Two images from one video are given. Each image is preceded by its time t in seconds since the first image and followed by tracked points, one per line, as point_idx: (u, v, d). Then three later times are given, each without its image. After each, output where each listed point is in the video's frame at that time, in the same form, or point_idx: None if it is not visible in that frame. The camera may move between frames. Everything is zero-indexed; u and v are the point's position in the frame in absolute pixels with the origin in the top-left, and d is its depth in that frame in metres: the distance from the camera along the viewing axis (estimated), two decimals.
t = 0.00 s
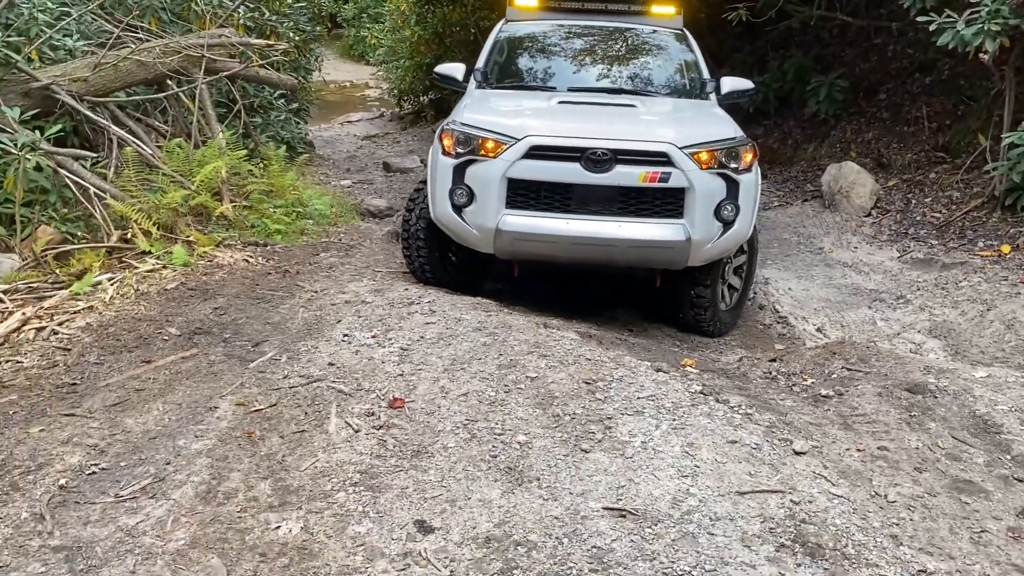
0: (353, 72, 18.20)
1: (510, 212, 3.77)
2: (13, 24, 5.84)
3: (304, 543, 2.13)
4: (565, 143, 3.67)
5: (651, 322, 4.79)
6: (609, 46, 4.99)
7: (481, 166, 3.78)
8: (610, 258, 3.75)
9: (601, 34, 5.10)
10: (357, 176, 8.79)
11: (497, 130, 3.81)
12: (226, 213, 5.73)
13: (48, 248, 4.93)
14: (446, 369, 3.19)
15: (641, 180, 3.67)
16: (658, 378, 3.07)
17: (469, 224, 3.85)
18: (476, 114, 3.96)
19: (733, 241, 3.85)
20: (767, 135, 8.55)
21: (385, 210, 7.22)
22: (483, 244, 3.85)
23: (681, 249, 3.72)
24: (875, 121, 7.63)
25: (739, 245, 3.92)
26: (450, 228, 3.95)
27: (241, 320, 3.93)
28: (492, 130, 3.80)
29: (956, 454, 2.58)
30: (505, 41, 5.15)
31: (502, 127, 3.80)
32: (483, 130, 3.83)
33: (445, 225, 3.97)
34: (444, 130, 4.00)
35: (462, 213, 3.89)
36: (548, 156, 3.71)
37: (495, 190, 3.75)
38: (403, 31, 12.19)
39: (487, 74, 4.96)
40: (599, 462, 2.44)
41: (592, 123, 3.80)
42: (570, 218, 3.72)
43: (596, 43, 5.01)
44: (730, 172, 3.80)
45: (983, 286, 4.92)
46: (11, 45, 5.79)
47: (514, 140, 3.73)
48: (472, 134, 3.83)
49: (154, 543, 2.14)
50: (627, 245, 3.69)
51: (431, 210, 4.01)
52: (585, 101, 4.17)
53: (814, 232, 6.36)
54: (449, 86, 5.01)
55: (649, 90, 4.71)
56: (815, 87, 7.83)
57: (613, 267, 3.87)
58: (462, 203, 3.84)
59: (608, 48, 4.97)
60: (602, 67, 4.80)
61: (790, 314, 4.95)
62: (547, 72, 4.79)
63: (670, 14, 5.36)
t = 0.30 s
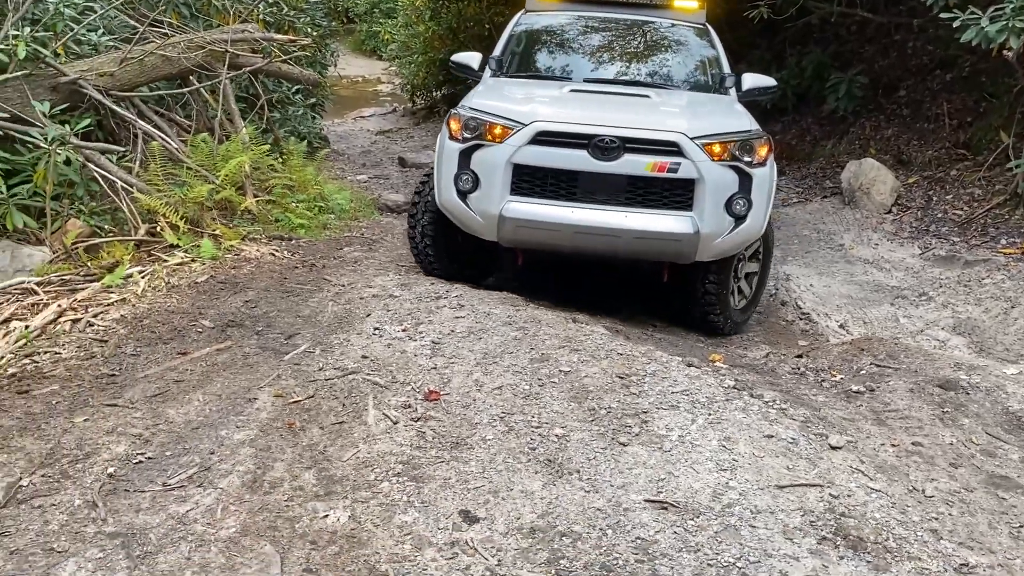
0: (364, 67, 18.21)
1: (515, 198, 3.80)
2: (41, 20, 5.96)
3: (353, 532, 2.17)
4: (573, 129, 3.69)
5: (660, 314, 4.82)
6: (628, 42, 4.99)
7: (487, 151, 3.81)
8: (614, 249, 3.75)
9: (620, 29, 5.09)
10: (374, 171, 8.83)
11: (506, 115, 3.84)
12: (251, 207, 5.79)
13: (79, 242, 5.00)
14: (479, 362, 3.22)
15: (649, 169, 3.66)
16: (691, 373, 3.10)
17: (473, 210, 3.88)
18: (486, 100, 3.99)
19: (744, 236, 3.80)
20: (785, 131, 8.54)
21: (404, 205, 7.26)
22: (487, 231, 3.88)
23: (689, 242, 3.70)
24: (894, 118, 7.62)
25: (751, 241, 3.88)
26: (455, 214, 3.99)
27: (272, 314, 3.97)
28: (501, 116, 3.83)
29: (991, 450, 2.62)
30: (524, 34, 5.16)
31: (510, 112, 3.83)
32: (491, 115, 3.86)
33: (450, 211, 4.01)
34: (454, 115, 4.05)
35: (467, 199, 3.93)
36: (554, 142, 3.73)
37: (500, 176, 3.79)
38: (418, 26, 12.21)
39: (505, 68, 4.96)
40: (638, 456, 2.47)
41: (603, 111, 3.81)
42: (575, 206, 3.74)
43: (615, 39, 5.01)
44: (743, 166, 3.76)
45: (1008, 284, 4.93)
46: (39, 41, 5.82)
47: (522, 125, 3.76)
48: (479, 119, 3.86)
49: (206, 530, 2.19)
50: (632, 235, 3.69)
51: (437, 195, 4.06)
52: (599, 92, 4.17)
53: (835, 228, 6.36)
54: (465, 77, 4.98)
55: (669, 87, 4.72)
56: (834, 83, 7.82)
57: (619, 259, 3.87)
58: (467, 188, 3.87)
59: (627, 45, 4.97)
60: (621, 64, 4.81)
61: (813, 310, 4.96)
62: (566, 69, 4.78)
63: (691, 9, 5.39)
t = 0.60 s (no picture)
0: (373, 67, 18.29)
1: (509, 190, 3.75)
2: (60, 22, 6.02)
3: (386, 526, 2.22)
4: (570, 120, 3.63)
5: (658, 313, 4.77)
6: (638, 44, 4.78)
7: (483, 140, 3.76)
8: (607, 245, 3.67)
9: (631, 30, 4.89)
10: (385, 170, 8.87)
11: (504, 104, 3.79)
12: (269, 208, 5.85)
13: (100, 241, 5.05)
14: (501, 361, 3.26)
15: (648, 164, 3.57)
16: (712, 372, 3.14)
17: (466, 201, 3.84)
18: (486, 89, 3.94)
19: (744, 239, 3.69)
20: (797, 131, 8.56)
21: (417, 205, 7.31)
22: (479, 222, 3.83)
23: (685, 241, 3.60)
24: (907, 118, 7.63)
25: (752, 245, 3.76)
26: (450, 204, 3.94)
27: (294, 313, 4.02)
28: (499, 106, 3.78)
29: (1012, 448, 2.65)
30: (533, 36, 5.01)
31: (509, 102, 3.78)
32: (490, 104, 3.81)
33: (445, 201, 3.96)
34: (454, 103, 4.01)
35: (462, 189, 3.88)
36: (551, 133, 3.67)
37: (493, 166, 3.74)
38: (427, 27, 12.26)
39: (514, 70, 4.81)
40: (663, 453, 2.51)
41: (605, 104, 3.73)
42: (571, 200, 3.67)
43: (625, 40, 4.82)
44: (747, 165, 3.65)
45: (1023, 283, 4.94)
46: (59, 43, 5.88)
47: (519, 114, 3.71)
48: (477, 107, 3.82)
49: (242, 525, 2.23)
50: (626, 231, 3.61)
51: (433, 185, 4.01)
52: (602, 87, 4.11)
53: (849, 228, 6.38)
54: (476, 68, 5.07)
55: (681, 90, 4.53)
56: (846, 84, 7.84)
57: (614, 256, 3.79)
58: (461, 177, 3.83)
59: (637, 46, 4.77)
60: (631, 67, 4.62)
61: (827, 310, 4.98)
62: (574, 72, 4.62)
63: (708, 9, 5.17)
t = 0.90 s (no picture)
0: (380, 74, 18.41)
1: (493, 191, 3.77)
2: (73, 31, 6.10)
3: (400, 526, 2.26)
4: (555, 121, 3.64)
5: (649, 315, 4.79)
6: (646, 50, 4.77)
7: (468, 141, 3.78)
8: (592, 246, 3.67)
9: (638, 36, 4.88)
10: (392, 177, 8.94)
11: (490, 105, 3.81)
12: (279, 214, 5.92)
13: (113, 248, 5.12)
14: (511, 365, 3.30)
15: (633, 165, 3.56)
16: (719, 375, 3.18)
17: (452, 202, 3.85)
18: (475, 91, 3.96)
19: (733, 242, 3.64)
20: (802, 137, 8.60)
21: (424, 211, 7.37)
22: (464, 224, 3.85)
23: (671, 244, 3.58)
24: (912, 123, 7.66)
25: (742, 250, 3.70)
26: (436, 205, 3.96)
27: (306, 318, 4.08)
28: (485, 107, 3.79)
29: (1017, 450, 2.69)
30: (541, 41, 5.00)
31: (496, 103, 3.80)
32: (476, 105, 3.83)
33: (431, 202, 3.98)
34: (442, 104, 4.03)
35: (448, 190, 3.90)
36: (536, 134, 3.69)
37: (479, 167, 3.75)
38: (433, 33, 12.33)
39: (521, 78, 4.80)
40: (671, 454, 2.56)
41: (593, 105, 3.73)
42: (556, 202, 3.68)
43: (632, 46, 4.81)
44: (736, 168, 3.60)
45: None
46: (71, 51, 5.96)
47: (504, 115, 3.73)
48: (463, 108, 3.83)
49: (259, 525, 2.28)
50: (611, 233, 3.61)
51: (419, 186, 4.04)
52: (593, 89, 4.11)
53: (854, 233, 6.41)
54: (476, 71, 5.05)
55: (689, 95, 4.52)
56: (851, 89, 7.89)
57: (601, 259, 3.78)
58: (447, 178, 3.85)
59: (644, 52, 4.76)
60: (639, 73, 4.60)
61: (833, 314, 5.01)
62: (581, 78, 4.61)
63: (710, 12, 5.18)
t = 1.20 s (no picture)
0: (382, 83, 18.52)
1: (491, 191, 3.78)
2: (80, 42, 6.18)
3: (408, 532, 2.30)
4: (554, 121, 3.65)
5: (646, 318, 4.84)
6: (645, 56, 4.77)
7: (467, 140, 3.80)
8: (588, 247, 3.67)
9: (637, 43, 4.87)
10: (396, 185, 8.99)
11: (489, 105, 3.83)
12: (284, 223, 5.98)
13: (120, 257, 5.17)
14: (516, 372, 3.34)
15: (631, 166, 3.56)
16: (721, 382, 3.22)
17: (449, 201, 3.86)
18: (474, 91, 3.98)
19: (732, 246, 3.62)
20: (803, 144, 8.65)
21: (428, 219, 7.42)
22: (461, 223, 3.86)
23: (669, 246, 3.57)
24: (912, 131, 7.71)
25: (742, 255, 3.68)
26: (434, 204, 3.97)
27: (312, 326, 4.13)
28: (484, 107, 3.81)
29: (1015, 456, 2.73)
30: (541, 47, 5.01)
31: (495, 103, 3.81)
32: (475, 105, 3.85)
33: (429, 201, 3.99)
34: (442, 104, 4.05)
35: (445, 190, 3.91)
36: (534, 134, 3.70)
37: (476, 166, 3.77)
38: (436, 42, 12.41)
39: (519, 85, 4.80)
40: (675, 461, 2.59)
41: (593, 107, 3.74)
42: (553, 203, 3.68)
43: (631, 53, 4.80)
44: (736, 171, 3.58)
45: None
46: (79, 62, 6.03)
47: (503, 114, 3.75)
48: (462, 108, 3.85)
49: (270, 531, 2.32)
50: (608, 234, 3.60)
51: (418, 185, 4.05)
52: (593, 93, 4.12)
53: (855, 241, 6.46)
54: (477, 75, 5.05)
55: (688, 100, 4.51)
56: (851, 97, 7.94)
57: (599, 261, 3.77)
58: (445, 178, 3.87)
59: (643, 59, 4.75)
60: (637, 79, 4.60)
61: (835, 322, 5.05)
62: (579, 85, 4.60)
63: (713, 18, 5.16)
